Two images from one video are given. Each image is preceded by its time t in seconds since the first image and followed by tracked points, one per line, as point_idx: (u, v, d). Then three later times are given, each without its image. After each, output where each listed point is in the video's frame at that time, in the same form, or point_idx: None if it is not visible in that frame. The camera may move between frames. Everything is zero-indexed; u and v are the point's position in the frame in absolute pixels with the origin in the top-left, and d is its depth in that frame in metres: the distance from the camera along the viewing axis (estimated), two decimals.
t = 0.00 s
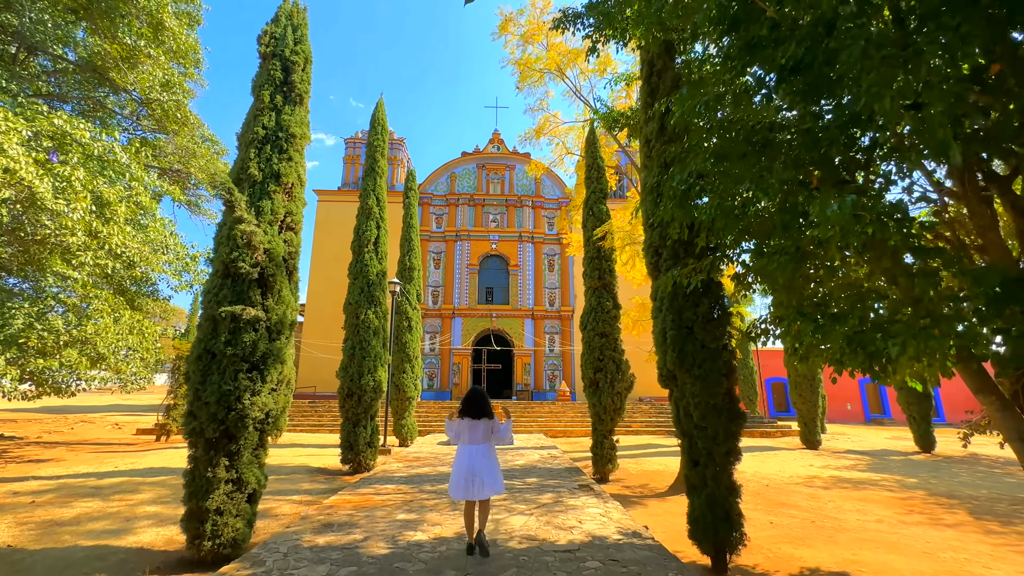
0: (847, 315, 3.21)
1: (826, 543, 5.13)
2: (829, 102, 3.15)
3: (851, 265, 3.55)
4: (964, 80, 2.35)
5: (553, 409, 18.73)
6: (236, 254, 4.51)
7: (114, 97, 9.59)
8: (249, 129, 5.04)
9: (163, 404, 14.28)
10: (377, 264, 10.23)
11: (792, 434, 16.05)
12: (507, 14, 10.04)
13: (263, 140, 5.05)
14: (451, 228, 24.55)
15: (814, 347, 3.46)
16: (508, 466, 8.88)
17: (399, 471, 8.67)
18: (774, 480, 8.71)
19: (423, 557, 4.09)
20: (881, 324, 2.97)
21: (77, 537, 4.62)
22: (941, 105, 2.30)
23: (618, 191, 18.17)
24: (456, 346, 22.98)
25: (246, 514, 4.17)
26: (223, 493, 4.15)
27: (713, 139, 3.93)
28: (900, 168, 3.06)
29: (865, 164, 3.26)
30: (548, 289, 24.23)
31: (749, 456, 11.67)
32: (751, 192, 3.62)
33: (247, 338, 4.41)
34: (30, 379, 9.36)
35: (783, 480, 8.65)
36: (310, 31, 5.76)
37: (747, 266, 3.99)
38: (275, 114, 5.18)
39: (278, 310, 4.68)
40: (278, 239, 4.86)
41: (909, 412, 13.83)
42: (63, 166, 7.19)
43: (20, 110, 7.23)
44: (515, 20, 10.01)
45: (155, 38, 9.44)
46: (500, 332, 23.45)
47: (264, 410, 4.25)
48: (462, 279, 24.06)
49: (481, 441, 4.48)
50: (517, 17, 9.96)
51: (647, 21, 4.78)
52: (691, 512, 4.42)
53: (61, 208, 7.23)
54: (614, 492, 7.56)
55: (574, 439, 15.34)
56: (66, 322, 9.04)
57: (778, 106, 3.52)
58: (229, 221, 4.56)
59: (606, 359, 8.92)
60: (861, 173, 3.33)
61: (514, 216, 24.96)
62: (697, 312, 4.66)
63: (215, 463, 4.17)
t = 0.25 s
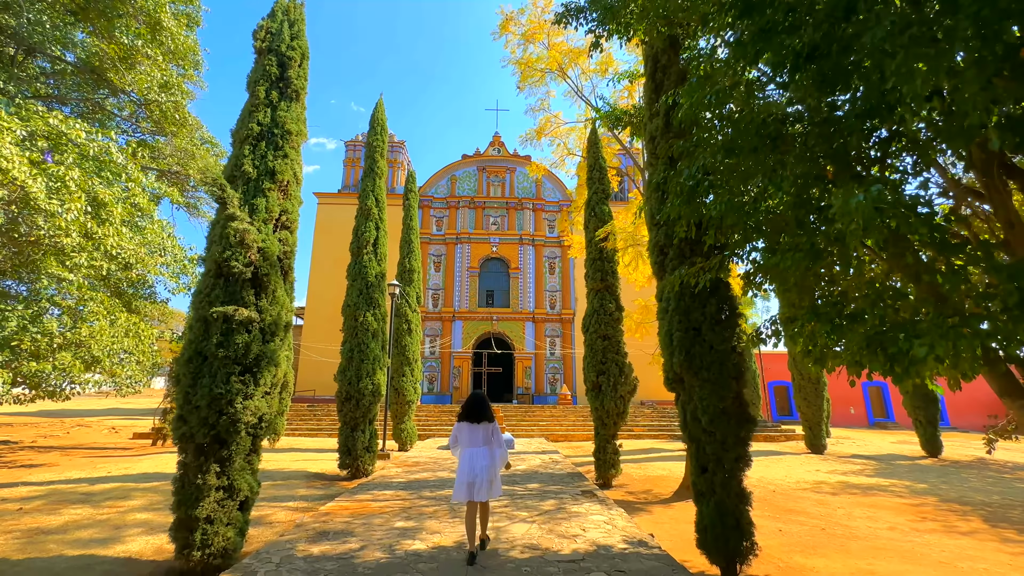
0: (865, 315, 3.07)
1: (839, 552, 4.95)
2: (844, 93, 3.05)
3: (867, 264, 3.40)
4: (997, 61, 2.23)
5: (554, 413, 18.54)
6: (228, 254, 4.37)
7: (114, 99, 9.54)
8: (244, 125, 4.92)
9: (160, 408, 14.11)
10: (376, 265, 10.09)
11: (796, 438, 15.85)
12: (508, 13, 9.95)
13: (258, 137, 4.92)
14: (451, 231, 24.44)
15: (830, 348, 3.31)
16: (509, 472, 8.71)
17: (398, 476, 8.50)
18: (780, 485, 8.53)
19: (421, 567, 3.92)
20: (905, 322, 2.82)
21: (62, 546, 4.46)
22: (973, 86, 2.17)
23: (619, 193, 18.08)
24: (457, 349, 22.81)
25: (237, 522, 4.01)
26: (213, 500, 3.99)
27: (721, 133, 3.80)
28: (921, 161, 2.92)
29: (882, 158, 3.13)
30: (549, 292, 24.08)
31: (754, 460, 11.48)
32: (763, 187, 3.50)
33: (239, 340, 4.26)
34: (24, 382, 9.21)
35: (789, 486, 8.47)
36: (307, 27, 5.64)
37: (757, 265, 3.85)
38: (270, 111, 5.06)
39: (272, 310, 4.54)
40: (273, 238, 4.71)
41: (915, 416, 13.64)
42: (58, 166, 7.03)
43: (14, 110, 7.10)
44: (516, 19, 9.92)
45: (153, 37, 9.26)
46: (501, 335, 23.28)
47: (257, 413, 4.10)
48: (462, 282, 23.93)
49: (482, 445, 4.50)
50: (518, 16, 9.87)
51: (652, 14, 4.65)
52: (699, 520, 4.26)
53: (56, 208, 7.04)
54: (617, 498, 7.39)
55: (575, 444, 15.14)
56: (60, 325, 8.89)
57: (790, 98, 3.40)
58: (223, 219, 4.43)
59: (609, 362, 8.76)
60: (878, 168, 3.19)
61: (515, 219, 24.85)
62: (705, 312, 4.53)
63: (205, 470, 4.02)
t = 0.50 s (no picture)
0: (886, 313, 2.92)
1: (851, 561, 4.79)
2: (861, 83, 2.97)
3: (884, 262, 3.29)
4: None
5: (555, 417, 18.35)
6: (220, 252, 4.22)
7: (112, 100, 9.17)
8: (237, 121, 4.78)
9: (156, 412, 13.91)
10: (374, 267, 9.94)
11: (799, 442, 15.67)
12: (508, 12, 9.85)
13: (252, 133, 4.78)
14: (451, 233, 24.31)
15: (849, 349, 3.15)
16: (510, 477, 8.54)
17: (396, 482, 8.33)
18: (786, 490, 8.36)
19: None
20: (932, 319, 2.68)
21: (46, 556, 4.29)
22: (1011, 68, 2.06)
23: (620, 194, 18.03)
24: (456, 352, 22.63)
25: (227, 532, 3.84)
26: (202, 509, 3.82)
27: (730, 128, 3.69)
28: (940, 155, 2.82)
29: (897, 152, 3.05)
30: (549, 295, 23.92)
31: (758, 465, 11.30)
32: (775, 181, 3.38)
33: (231, 342, 4.11)
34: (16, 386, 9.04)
35: (796, 491, 8.30)
36: (303, 21, 5.51)
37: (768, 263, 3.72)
38: (265, 106, 4.92)
39: (265, 311, 4.39)
40: (267, 236, 4.57)
41: (921, 419, 13.47)
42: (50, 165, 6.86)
43: (7, 109, 6.95)
44: (516, 18, 9.82)
45: (148, 37, 9.04)
46: (501, 338, 23.11)
47: (248, 418, 3.95)
48: (462, 285, 23.79)
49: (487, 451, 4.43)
50: (519, 15, 9.76)
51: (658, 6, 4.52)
52: (708, 528, 4.10)
53: (48, 208, 6.85)
54: (620, 504, 7.22)
55: (577, 448, 14.95)
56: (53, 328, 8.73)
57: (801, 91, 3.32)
58: (214, 217, 4.28)
59: (612, 364, 8.60)
60: (892, 163, 3.10)
61: (515, 221, 24.74)
62: (713, 313, 4.38)
63: (194, 477, 3.86)
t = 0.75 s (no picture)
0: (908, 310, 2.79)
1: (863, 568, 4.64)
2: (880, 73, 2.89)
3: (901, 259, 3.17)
4: None
5: (555, 420, 18.18)
6: (211, 250, 4.08)
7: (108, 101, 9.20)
8: (230, 116, 4.65)
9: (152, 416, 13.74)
10: (373, 268, 9.79)
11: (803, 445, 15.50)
12: (508, 10, 9.75)
13: (245, 128, 4.65)
14: (450, 235, 24.19)
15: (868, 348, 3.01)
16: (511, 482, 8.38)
17: (395, 487, 8.18)
18: (792, 495, 8.21)
19: None
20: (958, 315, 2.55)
21: (29, 566, 4.13)
22: None
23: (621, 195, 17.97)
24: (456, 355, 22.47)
25: (217, 540, 3.69)
26: (190, 517, 3.67)
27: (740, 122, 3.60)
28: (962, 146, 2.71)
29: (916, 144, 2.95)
30: (550, 297, 23.78)
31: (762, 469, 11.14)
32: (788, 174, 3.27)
33: (222, 343, 3.97)
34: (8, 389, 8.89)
35: (803, 495, 8.13)
36: (299, 16, 5.39)
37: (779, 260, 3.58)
38: (258, 101, 4.79)
39: (258, 311, 4.26)
40: (260, 234, 4.43)
41: (926, 422, 13.32)
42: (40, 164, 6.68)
43: None
44: (516, 16, 9.72)
45: (145, 37, 8.81)
46: (501, 341, 22.95)
47: (239, 421, 3.80)
48: (462, 287, 23.65)
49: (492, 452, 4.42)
50: (519, 14, 9.67)
51: None
52: (716, 536, 3.95)
53: (39, 208, 6.63)
54: (623, 509, 7.07)
55: (577, 452, 14.78)
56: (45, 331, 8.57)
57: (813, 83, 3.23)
58: (205, 213, 4.14)
59: (614, 366, 8.46)
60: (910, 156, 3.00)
61: (515, 223, 24.63)
62: (721, 313, 4.24)
63: (182, 484, 3.70)
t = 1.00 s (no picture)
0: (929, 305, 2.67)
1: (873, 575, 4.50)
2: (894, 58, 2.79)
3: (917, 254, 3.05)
4: None
5: (555, 422, 18.03)
6: (201, 248, 3.94)
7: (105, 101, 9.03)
8: (222, 109, 4.51)
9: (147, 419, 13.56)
10: (370, 268, 9.65)
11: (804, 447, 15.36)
12: (507, 7, 9.63)
13: (237, 122, 4.52)
14: (449, 236, 24.06)
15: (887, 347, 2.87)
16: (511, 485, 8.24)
17: (393, 490, 8.03)
18: (797, 498, 8.08)
19: None
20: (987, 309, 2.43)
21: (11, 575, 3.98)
22: None
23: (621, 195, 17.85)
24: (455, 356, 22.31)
25: (205, 548, 3.54)
26: (178, 524, 3.52)
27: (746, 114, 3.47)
28: (980, 137, 2.61)
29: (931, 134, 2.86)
30: (549, 298, 23.64)
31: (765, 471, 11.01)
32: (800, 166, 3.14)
33: (211, 343, 3.83)
34: None
35: (808, 499, 7.99)
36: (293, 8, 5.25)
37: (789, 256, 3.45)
38: (250, 94, 4.65)
39: (249, 310, 4.12)
40: (252, 231, 4.30)
41: (929, 423, 13.19)
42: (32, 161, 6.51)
43: None
44: (515, 13, 9.61)
45: (140, 34, 8.56)
46: (500, 342, 22.80)
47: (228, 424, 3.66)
48: (461, 288, 23.51)
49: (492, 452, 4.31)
50: (518, 10, 9.55)
51: None
52: (724, 542, 3.81)
53: (30, 207, 6.43)
54: (625, 513, 6.92)
55: (578, 454, 14.63)
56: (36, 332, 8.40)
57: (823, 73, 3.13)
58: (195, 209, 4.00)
59: (615, 367, 8.32)
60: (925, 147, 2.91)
61: (514, 224, 24.51)
62: (728, 312, 4.10)
63: (170, 490, 3.56)
